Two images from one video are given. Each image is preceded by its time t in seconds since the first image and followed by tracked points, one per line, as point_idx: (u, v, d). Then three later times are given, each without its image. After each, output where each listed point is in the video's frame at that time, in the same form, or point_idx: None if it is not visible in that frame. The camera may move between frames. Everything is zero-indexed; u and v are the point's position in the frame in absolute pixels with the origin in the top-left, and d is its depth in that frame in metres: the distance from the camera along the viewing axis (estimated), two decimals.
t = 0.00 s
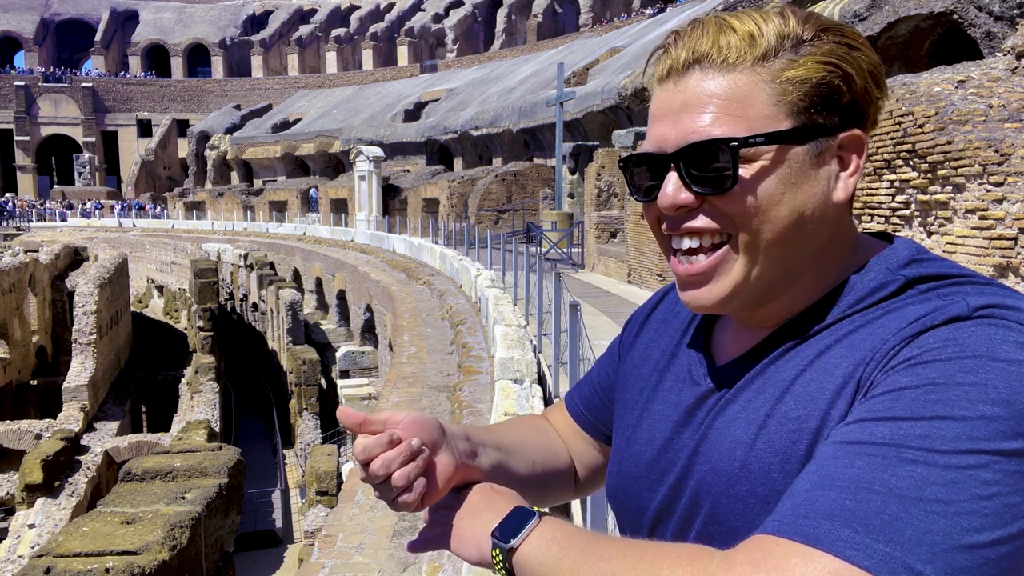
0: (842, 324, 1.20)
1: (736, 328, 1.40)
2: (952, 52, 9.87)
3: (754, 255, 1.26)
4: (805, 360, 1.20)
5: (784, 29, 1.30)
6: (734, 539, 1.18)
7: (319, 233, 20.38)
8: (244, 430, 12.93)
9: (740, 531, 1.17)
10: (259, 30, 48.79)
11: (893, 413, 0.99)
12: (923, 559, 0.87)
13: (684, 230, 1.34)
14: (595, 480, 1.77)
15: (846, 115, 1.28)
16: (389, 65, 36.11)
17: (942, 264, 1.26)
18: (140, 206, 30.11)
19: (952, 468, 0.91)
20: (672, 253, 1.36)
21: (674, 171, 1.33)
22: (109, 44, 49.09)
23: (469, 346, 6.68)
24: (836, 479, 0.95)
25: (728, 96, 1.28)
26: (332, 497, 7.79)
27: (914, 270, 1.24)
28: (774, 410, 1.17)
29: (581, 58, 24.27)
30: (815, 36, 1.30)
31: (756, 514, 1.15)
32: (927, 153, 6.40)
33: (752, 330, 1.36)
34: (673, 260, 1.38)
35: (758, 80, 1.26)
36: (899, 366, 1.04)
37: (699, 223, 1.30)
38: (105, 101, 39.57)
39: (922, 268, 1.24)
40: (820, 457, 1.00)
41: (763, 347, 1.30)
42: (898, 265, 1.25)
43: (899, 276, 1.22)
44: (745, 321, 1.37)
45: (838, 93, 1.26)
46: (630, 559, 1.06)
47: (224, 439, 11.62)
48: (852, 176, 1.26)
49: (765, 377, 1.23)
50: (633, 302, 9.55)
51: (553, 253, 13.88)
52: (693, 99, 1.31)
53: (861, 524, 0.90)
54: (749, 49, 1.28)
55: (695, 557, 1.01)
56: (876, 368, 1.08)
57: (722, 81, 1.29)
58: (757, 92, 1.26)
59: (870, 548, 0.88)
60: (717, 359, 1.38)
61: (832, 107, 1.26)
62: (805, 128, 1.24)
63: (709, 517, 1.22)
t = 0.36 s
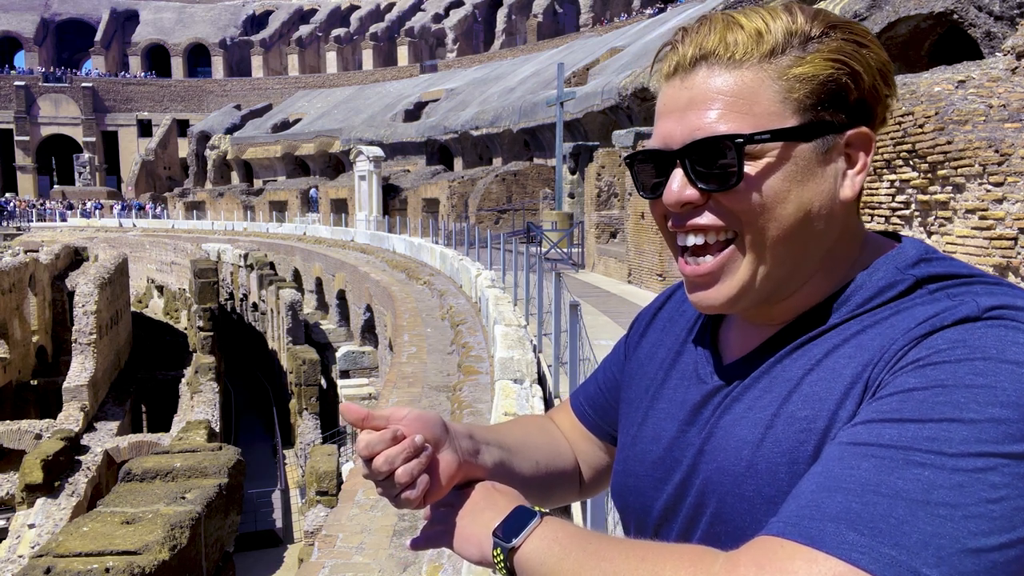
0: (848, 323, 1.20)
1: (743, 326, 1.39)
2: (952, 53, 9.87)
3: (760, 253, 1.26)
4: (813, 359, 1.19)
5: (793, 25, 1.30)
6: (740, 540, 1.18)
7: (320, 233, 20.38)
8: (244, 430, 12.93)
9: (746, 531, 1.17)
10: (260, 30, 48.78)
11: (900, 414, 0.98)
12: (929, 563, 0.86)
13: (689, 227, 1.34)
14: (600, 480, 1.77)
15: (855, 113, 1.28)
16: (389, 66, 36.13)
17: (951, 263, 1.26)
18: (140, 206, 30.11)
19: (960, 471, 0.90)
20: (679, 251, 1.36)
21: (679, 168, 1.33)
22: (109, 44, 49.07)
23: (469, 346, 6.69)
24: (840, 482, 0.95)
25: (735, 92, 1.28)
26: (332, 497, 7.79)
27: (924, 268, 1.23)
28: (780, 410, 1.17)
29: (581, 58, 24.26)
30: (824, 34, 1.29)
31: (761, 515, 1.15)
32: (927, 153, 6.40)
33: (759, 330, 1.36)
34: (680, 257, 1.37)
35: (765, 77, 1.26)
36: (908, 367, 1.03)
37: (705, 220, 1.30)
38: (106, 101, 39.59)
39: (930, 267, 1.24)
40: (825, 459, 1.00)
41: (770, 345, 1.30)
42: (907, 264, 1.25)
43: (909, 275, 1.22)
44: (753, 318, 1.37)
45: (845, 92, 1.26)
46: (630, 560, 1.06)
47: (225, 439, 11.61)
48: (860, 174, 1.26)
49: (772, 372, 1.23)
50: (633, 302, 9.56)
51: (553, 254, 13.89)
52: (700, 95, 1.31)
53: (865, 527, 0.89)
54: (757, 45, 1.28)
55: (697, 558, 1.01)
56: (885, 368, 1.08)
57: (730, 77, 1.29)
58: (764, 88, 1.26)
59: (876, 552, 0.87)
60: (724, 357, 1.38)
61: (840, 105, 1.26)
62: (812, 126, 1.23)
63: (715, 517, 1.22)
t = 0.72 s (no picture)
0: (856, 320, 1.20)
1: (747, 319, 1.39)
2: (952, 53, 9.85)
3: (764, 248, 1.26)
4: (820, 357, 1.19)
5: (806, 21, 1.29)
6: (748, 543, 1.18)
7: (320, 233, 20.38)
8: (244, 430, 12.92)
9: (752, 530, 1.17)
10: (260, 30, 48.77)
11: (908, 417, 0.97)
12: (935, 567, 0.86)
13: (689, 221, 1.34)
14: (604, 474, 1.77)
15: (865, 110, 1.27)
16: (390, 66, 36.12)
17: (959, 262, 1.25)
18: (140, 206, 30.10)
19: (967, 475, 0.90)
20: (682, 247, 1.36)
21: (687, 163, 1.33)
22: (109, 44, 49.04)
23: (469, 346, 6.68)
24: (846, 483, 0.94)
25: (745, 86, 1.28)
26: (332, 497, 7.78)
27: (931, 266, 1.23)
28: (786, 406, 1.17)
29: (581, 58, 24.27)
30: (836, 29, 1.29)
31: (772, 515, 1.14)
32: (927, 153, 6.39)
33: (764, 323, 1.35)
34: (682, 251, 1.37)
35: (776, 72, 1.26)
36: (916, 369, 1.03)
37: (711, 215, 1.30)
38: (105, 101, 39.59)
39: (939, 265, 1.23)
40: (831, 460, 0.99)
41: (777, 339, 1.30)
42: (915, 261, 1.24)
43: (918, 272, 1.21)
44: (758, 310, 1.36)
45: (855, 89, 1.26)
46: (635, 559, 1.06)
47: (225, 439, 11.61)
48: (869, 171, 1.25)
49: (779, 368, 1.23)
50: (633, 302, 9.56)
51: (553, 254, 13.89)
52: (710, 89, 1.31)
53: (870, 529, 0.89)
54: (769, 40, 1.28)
55: (702, 559, 1.01)
56: (893, 368, 1.07)
57: (743, 72, 1.28)
58: (774, 84, 1.26)
59: (884, 555, 0.87)
60: (729, 352, 1.37)
61: (849, 102, 1.26)
62: (821, 121, 1.23)
63: (716, 513, 1.22)
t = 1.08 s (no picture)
0: (853, 310, 1.19)
1: (749, 308, 1.39)
2: (952, 53, 9.87)
3: (724, 239, 1.28)
4: (821, 348, 1.18)
5: (776, 11, 1.28)
6: (745, 532, 1.17)
7: (320, 233, 20.38)
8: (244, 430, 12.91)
9: (750, 517, 1.16)
10: (260, 29, 48.77)
11: (913, 417, 0.96)
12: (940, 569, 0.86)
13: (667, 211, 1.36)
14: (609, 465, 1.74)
15: (837, 95, 1.23)
16: (389, 66, 36.12)
17: (967, 255, 1.22)
18: (140, 206, 30.10)
19: (973, 477, 0.90)
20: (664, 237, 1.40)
21: (662, 154, 1.35)
22: (109, 44, 49.03)
23: (469, 346, 6.69)
24: (851, 484, 0.94)
25: (714, 79, 1.29)
26: (332, 497, 7.78)
27: (939, 257, 1.20)
28: (787, 396, 1.16)
29: (581, 58, 24.27)
30: (812, 16, 1.26)
31: (768, 502, 1.14)
32: (927, 153, 6.39)
33: (767, 312, 1.35)
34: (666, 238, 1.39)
35: (740, 66, 1.27)
36: (921, 367, 1.02)
37: (679, 208, 1.34)
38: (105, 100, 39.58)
39: (945, 257, 1.20)
40: (835, 458, 0.99)
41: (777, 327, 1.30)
42: (922, 252, 1.22)
43: (922, 262, 1.19)
44: (758, 299, 1.36)
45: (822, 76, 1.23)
46: (636, 557, 1.06)
47: (225, 439, 11.60)
48: (845, 159, 1.21)
49: (780, 358, 1.22)
50: (633, 302, 9.56)
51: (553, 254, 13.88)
52: (685, 83, 1.33)
53: (876, 531, 0.89)
54: (733, 33, 1.30)
55: (705, 561, 1.01)
56: (895, 364, 1.06)
57: (711, 66, 1.30)
58: (735, 81, 1.26)
59: (888, 557, 0.87)
60: (733, 338, 1.38)
61: (818, 90, 1.23)
62: (786, 110, 1.22)
63: (714, 503, 1.21)
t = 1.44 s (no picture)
0: (842, 299, 1.18)
1: (751, 294, 1.39)
2: (952, 52, 9.87)
3: (728, 225, 1.28)
4: (812, 337, 1.17)
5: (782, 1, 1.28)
6: (730, 516, 1.17)
7: (320, 233, 20.38)
8: (244, 430, 12.90)
9: (735, 503, 1.16)
10: (260, 30, 48.74)
11: (900, 412, 0.96)
12: (928, 566, 0.86)
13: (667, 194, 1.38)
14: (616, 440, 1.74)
15: (841, 84, 1.23)
16: (390, 66, 36.12)
17: (961, 246, 1.21)
18: (140, 206, 30.09)
19: (959, 471, 0.90)
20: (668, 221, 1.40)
21: (665, 141, 1.35)
22: (109, 44, 48.98)
23: (469, 346, 6.69)
24: (837, 481, 0.94)
25: (720, 68, 1.29)
26: (332, 497, 7.78)
27: (933, 247, 1.19)
28: (776, 383, 1.15)
29: (581, 58, 24.25)
30: (816, 9, 1.25)
31: (750, 484, 1.14)
32: (927, 153, 6.40)
33: (768, 298, 1.35)
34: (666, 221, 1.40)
35: (746, 56, 1.27)
36: (906, 361, 1.01)
37: (684, 193, 1.33)
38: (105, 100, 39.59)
39: (939, 248, 1.19)
40: (822, 455, 0.98)
41: (772, 314, 1.30)
42: (915, 243, 1.20)
43: (914, 253, 1.18)
44: (759, 287, 1.36)
45: (829, 64, 1.22)
46: (629, 558, 1.06)
47: (225, 439, 11.60)
48: (846, 150, 1.21)
49: (769, 347, 1.22)
50: (633, 302, 9.56)
51: (554, 254, 13.88)
52: (690, 72, 1.33)
53: (866, 529, 0.89)
54: (739, 24, 1.29)
55: (697, 561, 1.01)
56: (880, 358, 1.05)
57: (718, 55, 1.30)
58: (740, 72, 1.27)
59: (875, 555, 0.87)
60: (732, 324, 1.38)
61: (826, 77, 1.23)
62: (790, 100, 1.22)
63: (703, 495, 1.21)
